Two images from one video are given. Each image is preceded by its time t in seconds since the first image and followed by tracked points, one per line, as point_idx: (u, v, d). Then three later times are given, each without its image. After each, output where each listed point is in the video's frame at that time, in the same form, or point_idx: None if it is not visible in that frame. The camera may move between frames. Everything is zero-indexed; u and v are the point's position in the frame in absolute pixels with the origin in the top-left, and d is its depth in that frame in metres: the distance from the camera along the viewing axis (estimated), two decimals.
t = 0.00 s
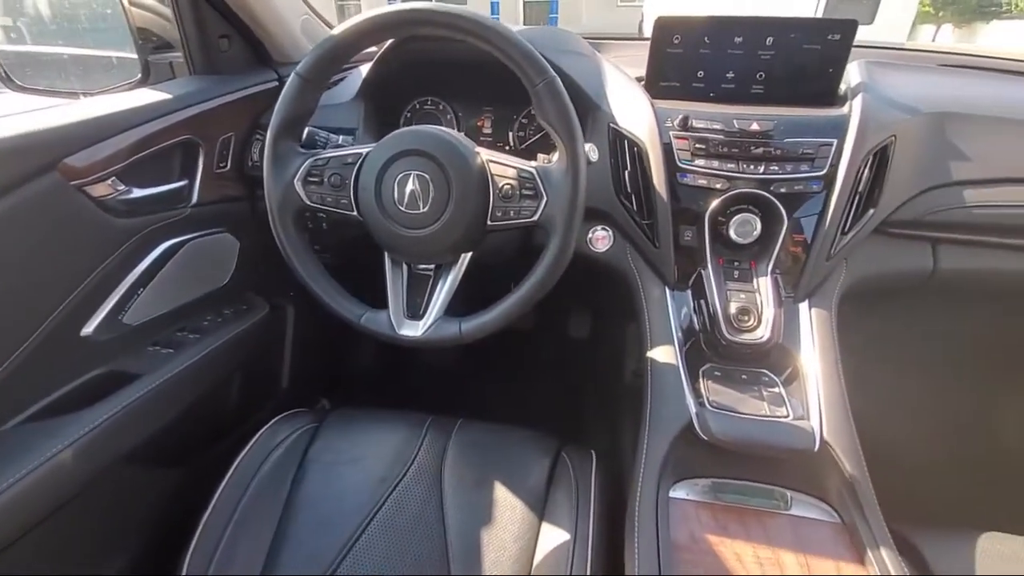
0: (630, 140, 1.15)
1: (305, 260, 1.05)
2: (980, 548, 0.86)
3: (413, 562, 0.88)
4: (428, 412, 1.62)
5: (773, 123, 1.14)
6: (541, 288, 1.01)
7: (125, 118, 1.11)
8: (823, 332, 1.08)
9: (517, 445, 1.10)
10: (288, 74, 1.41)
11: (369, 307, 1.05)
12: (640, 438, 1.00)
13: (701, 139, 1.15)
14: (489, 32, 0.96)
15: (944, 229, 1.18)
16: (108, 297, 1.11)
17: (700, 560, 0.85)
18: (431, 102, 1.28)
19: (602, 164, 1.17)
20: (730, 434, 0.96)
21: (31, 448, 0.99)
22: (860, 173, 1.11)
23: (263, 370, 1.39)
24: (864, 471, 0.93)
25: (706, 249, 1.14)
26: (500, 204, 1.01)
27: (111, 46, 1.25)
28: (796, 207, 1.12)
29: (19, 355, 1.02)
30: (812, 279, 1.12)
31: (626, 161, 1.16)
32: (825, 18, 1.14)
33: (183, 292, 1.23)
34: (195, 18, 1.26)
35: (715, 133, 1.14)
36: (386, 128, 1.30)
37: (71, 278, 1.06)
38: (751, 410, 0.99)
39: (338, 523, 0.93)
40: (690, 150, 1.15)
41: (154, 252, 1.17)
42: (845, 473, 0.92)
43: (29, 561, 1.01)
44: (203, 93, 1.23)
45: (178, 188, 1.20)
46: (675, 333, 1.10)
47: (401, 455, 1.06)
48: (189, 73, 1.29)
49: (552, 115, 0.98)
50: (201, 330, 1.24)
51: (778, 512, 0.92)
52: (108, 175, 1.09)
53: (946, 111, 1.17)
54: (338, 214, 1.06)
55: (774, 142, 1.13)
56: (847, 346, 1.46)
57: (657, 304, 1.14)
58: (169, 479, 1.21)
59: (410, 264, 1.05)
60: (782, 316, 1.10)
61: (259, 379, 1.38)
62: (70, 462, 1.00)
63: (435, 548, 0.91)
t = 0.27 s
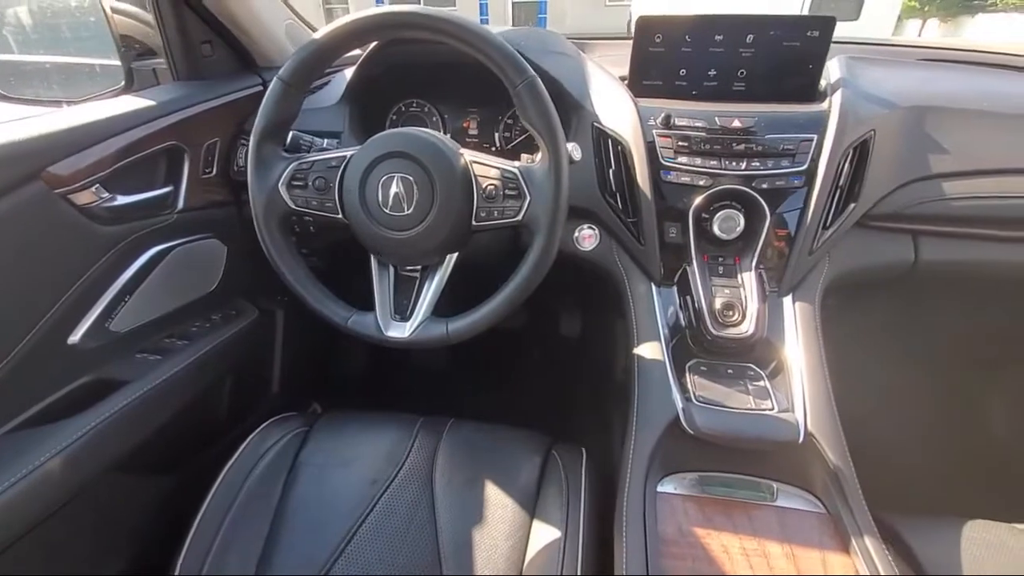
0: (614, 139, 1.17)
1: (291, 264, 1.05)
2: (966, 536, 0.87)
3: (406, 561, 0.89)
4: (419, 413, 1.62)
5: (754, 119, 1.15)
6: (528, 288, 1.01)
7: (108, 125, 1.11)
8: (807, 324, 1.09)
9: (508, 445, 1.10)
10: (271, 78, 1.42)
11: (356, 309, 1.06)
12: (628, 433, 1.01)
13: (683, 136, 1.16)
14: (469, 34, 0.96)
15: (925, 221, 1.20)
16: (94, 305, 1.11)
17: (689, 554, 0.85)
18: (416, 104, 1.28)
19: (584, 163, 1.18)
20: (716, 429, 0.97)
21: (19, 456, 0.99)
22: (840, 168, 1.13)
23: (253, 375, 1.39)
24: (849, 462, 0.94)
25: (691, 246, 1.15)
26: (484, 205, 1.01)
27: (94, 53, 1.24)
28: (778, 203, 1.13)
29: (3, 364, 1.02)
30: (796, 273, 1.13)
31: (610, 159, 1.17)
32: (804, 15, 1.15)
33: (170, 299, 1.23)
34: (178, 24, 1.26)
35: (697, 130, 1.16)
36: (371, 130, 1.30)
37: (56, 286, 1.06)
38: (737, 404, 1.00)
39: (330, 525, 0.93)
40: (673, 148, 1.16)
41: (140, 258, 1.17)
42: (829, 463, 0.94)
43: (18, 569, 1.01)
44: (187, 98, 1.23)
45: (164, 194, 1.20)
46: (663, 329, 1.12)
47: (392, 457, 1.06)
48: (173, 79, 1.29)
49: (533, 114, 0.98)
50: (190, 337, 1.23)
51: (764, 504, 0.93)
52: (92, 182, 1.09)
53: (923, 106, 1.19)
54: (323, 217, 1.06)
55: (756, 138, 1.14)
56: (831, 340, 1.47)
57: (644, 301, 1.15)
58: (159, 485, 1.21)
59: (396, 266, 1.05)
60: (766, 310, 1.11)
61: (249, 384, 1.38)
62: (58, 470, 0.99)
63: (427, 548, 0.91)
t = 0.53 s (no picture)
0: (589, 140, 1.17)
1: (265, 270, 1.05)
2: (940, 524, 0.89)
3: (390, 565, 0.89)
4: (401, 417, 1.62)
5: (726, 118, 1.17)
6: (505, 288, 1.02)
7: (78, 132, 1.09)
8: (781, 320, 1.11)
9: (491, 446, 1.11)
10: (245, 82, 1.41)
11: (333, 314, 1.06)
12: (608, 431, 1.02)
13: (657, 136, 1.17)
14: (442, 37, 0.97)
15: (896, 216, 1.22)
16: (68, 315, 1.10)
17: (667, 549, 0.87)
18: (392, 106, 1.29)
19: (560, 162, 1.18)
20: (694, 424, 0.98)
21: None
22: (811, 166, 1.15)
23: (233, 383, 1.38)
24: (824, 454, 0.96)
25: (666, 244, 1.16)
26: (459, 206, 1.02)
27: (63, 59, 1.22)
28: (752, 200, 1.14)
29: None
30: (770, 268, 1.14)
31: (586, 160, 1.18)
32: (773, 15, 1.16)
33: (145, 306, 1.22)
34: (148, 29, 1.25)
35: (670, 129, 1.17)
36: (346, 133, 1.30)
37: (29, 296, 1.05)
38: (714, 399, 1.01)
39: (313, 531, 0.93)
40: (648, 147, 1.17)
41: (114, 266, 1.15)
42: (805, 456, 0.96)
43: None
44: (157, 104, 1.22)
45: (137, 201, 1.19)
46: (640, 327, 1.12)
47: (375, 461, 1.06)
48: (144, 84, 1.28)
49: (506, 116, 0.99)
50: (166, 345, 1.23)
51: (742, 497, 0.95)
52: (62, 191, 1.07)
53: (890, 103, 1.21)
54: (298, 222, 1.06)
55: (728, 136, 1.15)
56: (806, 334, 1.50)
57: (621, 299, 1.16)
58: (139, 496, 1.19)
59: (372, 270, 1.05)
60: (741, 306, 1.12)
61: (228, 390, 1.37)
62: (31, 485, 0.99)
63: (411, 551, 0.91)
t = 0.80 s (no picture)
0: (566, 140, 1.19)
1: (241, 275, 1.05)
2: (912, 511, 0.93)
3: (372, 567, 0.89)
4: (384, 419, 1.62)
5: (699, 117, 1.18)
6: (484, 288, 1.02)
7: (48, 138, 1.08)
8: (757, 315, 1.12)
9: (474, 447, 1.11)
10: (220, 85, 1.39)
11: (310, 318, 1.06)
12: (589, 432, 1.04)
13: (633, 135, 1.18)
14: (416, 39, 0.97)
15: (867, 212, 1.24)
16: (40, 323, 1.09)
17: (648, 543, 0.88)
18: (370, 109, 1.29)
19: (537, 163, 1.19)
20: (671, 419, 1.00)
21: None
22: (782, 162, 1.17)
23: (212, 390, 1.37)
24: (797, 445, 0.98)
25: (644, 242, 1.18)
26: (435, 208, 1.03)
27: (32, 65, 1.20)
28: (726, 197, 1.16)
29: None
30: (745, 264, 1.16)
31: (564, 159, 1.19)
32: (743, 15, 1.18)
33: (119, 314, 1.21)
34: (118, 33, 1.26)
35: (646, 129, 1.18)
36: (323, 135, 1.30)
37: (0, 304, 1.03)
38: (691, 394, 1.03)
39: (294, 536, 0.93)
40: (623, 147, 1.18)
41: (86, 274, 1.15)
42: (779, 447, 0.98)
43: None
44: (128, 108, 1.21)
45: (109, 207, 1.18)
46: (619, 325, 1.14)
47: (357, 464, 1.06)
48: (115, 88, 1.27)
49: (480, 117, 0.99)
50: (141, 352, 1.22)
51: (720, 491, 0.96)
52: (32, 198, 1.06)
53: (858, 101, 1.24)
54: (273, 225, 1.06)
55: (701, 135, 1.17)
56: (780, 329, 1.53)
57: (601, 298, 1.17)
58: (115, 503, 1.19)
59: (350, 273, 1.06)
60: (717, 302, 1.13)
61: (208, 397, 1.36)
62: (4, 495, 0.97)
63: (394, 551, 0.91)
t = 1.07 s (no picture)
0: (544, 140, 1.20)
1: (214, 277, 1.05)
2: (884, 502, 0.97)
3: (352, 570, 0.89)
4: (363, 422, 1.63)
5: (674, 118, 1.19)
6: (461, 288, 1.03)
7: (17, 139, 1.07)
8: (732, 313, 1.13)
9: (454, 448, 1.11)
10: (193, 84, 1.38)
11: (286, 320, 1.06)
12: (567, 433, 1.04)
13: (610, 136, 1.19)
14: (390, 40, 0.97)
15: (840, 211, 1.25)
16: (9, 328, 1.07)
17: (626, 540, 0.89)
18: (347, 109, 1.29)
19: (516, 164, 1.21)
20: (648, 416, 1.01)
21: None
22: (756, 162, 1.18)
23: (186, 393, 1.36)
24: (771, 439, 1.00)
25: (622, 242, 1.18)
26: (412, 208, 1.04)
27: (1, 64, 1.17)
28: (702, 197, 1.17)
29: None
30: (720, 263, 1.17)
31: (542, 159, 1.20)
32: (717, 17, 1.19)
33: (91, 318, 1.20)
34: (87, 33, 1.24)
35: (623, 129, 1.19)
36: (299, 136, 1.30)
37: None
38: (669, 392, 1.04)
39: (273, 540, 0.92)
40: (600, 147, 1.19)
41: (55, 277, 1.13)
42: (754, 442, 1.00)
43: None
44: (97, 109, 1.20)
45: (78, 209, 1.16)
46: (598, 325, 1.14)
47: (338, 467, 1.06)
48: (84, 90, 1.26)
49: (456, 118, 0.99)
50: (113, 357, 1.21)
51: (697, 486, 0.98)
52: None
53: (828, 102, 1.26)
54: (247, 226, 1.06)
55: (677, 136, 1.18)
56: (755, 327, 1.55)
57: (580, 298, 1.17)
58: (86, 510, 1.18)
59: (326, 274, 1.06)
60: (694, 301, 1.14)
61: (184, 400, 1.35)
62: None
63: (374, 555, 0.91)
